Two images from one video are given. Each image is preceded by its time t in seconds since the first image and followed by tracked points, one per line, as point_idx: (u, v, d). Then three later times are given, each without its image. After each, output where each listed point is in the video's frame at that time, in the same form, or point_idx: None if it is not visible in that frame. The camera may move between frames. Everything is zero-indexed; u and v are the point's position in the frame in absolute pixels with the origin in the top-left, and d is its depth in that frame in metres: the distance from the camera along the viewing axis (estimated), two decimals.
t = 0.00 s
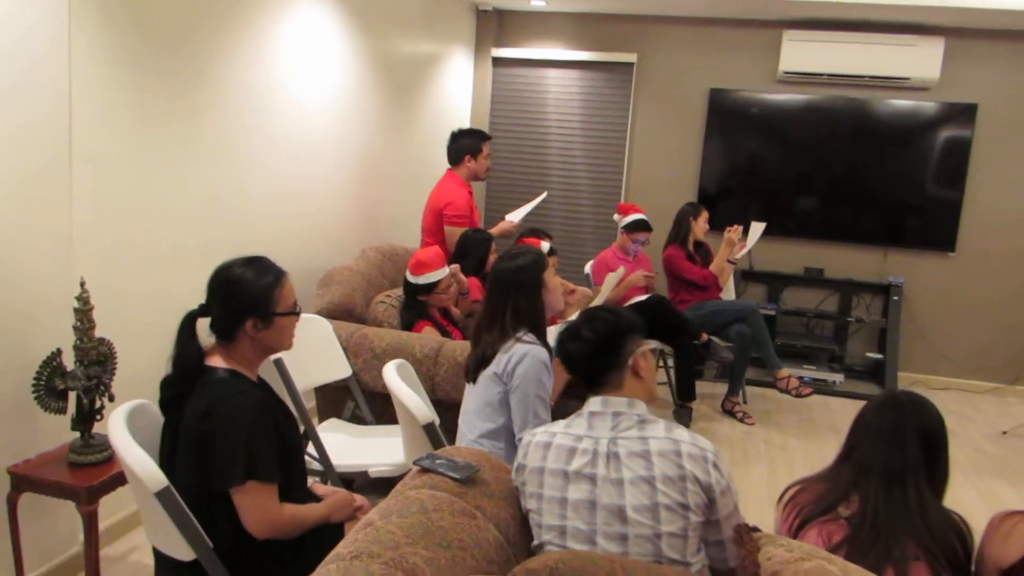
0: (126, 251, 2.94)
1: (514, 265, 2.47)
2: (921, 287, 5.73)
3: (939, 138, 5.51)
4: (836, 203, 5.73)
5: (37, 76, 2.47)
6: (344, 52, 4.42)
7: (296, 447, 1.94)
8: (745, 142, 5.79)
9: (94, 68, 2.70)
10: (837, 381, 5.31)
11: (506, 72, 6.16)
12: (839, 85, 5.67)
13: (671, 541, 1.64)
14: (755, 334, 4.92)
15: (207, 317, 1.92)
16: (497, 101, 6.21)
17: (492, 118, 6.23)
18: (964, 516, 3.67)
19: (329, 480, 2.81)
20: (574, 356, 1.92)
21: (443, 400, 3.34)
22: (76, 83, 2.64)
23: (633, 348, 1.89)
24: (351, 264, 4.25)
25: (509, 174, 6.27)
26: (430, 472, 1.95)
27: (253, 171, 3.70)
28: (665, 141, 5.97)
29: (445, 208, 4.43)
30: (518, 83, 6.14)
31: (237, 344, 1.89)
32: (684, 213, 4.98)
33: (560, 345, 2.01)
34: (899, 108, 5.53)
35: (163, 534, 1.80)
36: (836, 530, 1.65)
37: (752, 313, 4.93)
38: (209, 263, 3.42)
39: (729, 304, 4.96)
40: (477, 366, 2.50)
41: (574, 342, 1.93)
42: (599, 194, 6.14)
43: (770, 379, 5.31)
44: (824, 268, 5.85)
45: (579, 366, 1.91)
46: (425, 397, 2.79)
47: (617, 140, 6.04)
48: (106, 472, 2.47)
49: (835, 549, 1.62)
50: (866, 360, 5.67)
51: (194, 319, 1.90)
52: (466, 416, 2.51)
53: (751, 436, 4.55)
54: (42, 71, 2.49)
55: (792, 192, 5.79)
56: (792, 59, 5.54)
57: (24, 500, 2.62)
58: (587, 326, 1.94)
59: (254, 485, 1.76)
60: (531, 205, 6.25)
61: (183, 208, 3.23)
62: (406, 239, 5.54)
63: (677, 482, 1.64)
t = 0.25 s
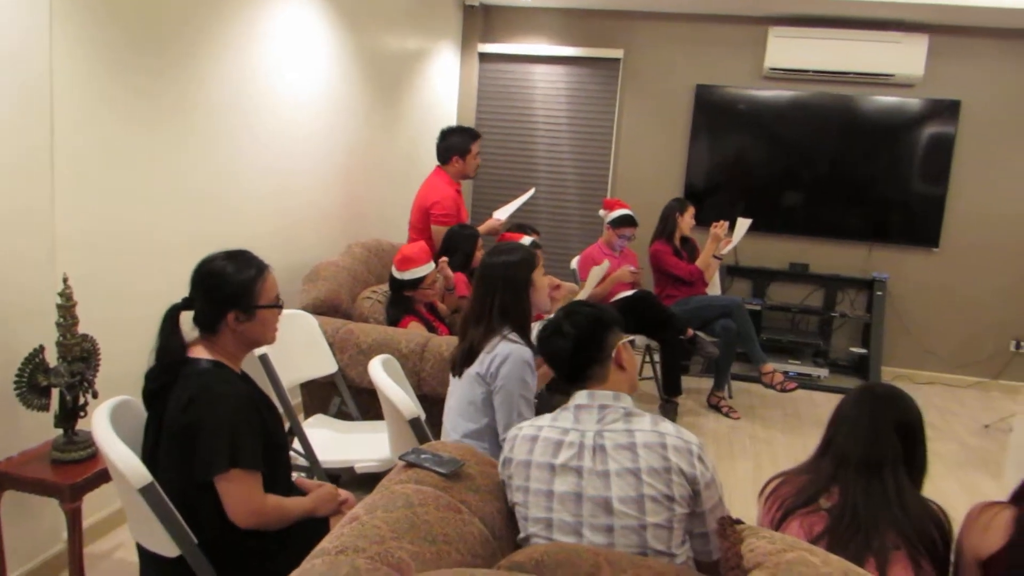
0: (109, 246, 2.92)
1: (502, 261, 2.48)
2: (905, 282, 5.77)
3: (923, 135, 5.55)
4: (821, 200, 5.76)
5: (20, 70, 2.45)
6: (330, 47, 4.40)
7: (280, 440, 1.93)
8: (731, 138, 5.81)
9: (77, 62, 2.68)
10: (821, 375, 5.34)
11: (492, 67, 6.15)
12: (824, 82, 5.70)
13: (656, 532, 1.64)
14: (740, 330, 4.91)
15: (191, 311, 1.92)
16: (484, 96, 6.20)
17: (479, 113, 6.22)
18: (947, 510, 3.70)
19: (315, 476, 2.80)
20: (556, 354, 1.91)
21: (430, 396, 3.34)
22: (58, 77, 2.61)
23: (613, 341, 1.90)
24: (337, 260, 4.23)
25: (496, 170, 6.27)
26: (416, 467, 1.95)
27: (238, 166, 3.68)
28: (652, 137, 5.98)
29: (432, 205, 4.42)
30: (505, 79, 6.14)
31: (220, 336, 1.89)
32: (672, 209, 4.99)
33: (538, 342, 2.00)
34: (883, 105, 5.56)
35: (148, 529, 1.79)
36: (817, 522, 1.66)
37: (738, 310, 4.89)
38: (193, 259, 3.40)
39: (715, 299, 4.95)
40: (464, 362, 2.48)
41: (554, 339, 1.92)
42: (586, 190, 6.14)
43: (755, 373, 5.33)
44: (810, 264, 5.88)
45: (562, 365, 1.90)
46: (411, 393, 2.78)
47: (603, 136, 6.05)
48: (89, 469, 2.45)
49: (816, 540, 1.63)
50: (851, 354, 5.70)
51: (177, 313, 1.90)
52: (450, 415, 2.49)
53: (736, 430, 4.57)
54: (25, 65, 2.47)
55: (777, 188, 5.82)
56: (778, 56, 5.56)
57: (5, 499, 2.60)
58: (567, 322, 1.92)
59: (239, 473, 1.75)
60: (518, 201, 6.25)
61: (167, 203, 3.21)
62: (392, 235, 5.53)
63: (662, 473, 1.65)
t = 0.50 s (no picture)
0: (74, 239, 2.87)
1: (473, 254, 2.49)
2: (873, 276, 5.85)
3: (891, 131, 5.62)
4: (791, 195, 5.82)
5: None
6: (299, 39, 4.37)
7: (251, 435, 1.91)
8: (703, 133, 5.84)
9: (39, 53, 2.63)
10: (790, 368, 5.40)
11: (465, 61, 6.13)
12: (793, 78, 5.75)
13: (627, 526, 1.66)
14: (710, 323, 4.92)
15: (161, 305, 1.89)
16: (457, 90, 6.18)
17: (452, 107, 6.20)
18: (911, 501, 3.76)
19: (285, 472, 2.78)
20: (536, 344, 1.90)
21: (401, 390, 3.32)
22: (20, 68, 2.57)
23: (593, 336, 1.90)
24: (307, 255, 4.20)
25: (468, 164, 6.25)
26: (387, 461, 1.94)
27: (206, 159, 3.64)
28: (624, 131, 6.00)
29: (403, 197, 4.39)
30: (478, 72, 6.12)
31: (189, 330, 1.86)
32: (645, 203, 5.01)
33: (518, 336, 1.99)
34: (852, 101, 5.62)
35: (114, 526, 1.76)
36: (781, 512, 1.68)
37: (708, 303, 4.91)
38: (160, 252, 3.35)
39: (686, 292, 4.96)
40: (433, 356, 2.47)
41: (534, 330, 1.91)
42: (558, 184, 6.15)
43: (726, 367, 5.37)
44: (779, 258, 5.93)
45: (541, 355, 1.89)
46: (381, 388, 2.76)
47: (576, 130, 6.06)
48: (54, 466, 2.41)
49: (781, 530, 1.65)
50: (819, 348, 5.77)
51: (147, 307, 1.87)
52: (419, 411, 2.48)
53: (707, 423, 4.60)
54: None
55: (748, 183, 5.87)
56: (748, 51, 5.60)
57: None
58: (549, 313, 1.92)
59: (213, 467, 1.74)
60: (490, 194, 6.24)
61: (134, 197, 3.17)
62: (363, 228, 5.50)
63: (635, 468, 1.67)
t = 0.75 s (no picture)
0: (20, 234, 2.80)
1: (429, 246, 2.49)
2: (827, 267, 5.95)
3: (843, 125, 5.72)
4: (746, 187, 5.89)
5: None
6: (253, 29, 4.30)
7: (205, 433, 1.89)
8: (660, 126, 5.89)
9: None
10: (746, 357, 5.48)
11: (424, 52, 6.09)
12: (749, 72, 5.82)
13: (590, 522, 1.66)
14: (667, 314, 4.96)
15: (112, 305, 1.85)
16: (416, 82, 6.14)
17: (411, 99, 6.16)
18: (862, 487, 3.84)
19: (241, 468, 2.75)
20: (513, 336, 1.90)
21: (359, 384, 3.31)
22: None
23: (571, 332, 1.91)
24: (263, 248, 4.15)
25: (426, 156, 6.22)
26: (342, 455, 1.93)
27: (158, 151, 3.57)
28: (582, 123, 6.02)
29: (360, 187, 4.35)
30: (437, 63, 6.09)
31: (143, 330, 1.83)
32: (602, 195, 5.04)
33: (495, 320, 1.99)
34: (805, 95, 5.71)
35: (63, 527, 1.73)
36: (730, 498, 1.70)
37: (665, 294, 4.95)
38: (110, 246, 3.28)
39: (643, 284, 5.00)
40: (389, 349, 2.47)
41: (513, 321, 1.91)
42: (517, 176, 6.16)
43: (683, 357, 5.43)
44: (735, 249, 6.01)
45: (517, 347, 1.90)
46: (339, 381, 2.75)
47: (535, 123, 6.06)
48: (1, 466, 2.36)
49: (730, 516, 1.68)
50: (774, 338, 5.85)
51: (97, 306, 1.83)
52: (375, 405, 2.47)
53: (665, 413, 4.65)
54: None
55: (704, 176, 5.93)
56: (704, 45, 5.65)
57: None
58: (529, 305, 1.91)
59: (163, 475, 1.71)
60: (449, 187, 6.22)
61: (84, 188, 3.10)
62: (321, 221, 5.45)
63: (600, 466, 1.67)
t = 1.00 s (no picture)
0: None
1: (370, 237, 2.44)
2: (765, 253, 6.06)
3: (781, 113, 5.82)
4: (687, 175, 5.96)
5: None
6: (185, 13, 4.18)
7: (136, 431, 1.85)
8: (602, 114, 5.91)
9: None
10: (688, 343, 5.57)
11: (364, 38, 6.00)
12: (688, 60, 5.87)
13: (543, 520, 1.68)
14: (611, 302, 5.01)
15: (36, 309, 1.77)
16: (356, 69, 6.05)
17: (351, 86, 6.08)
18: (799, 468, 3.93)
19: (178, 465, 2.69)
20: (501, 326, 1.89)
21: (299, 377, 3.26)
22: None
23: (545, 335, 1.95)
24: (199, 240, 4.05)
25: (368, 144, 6.15)
26: (280, 451, 1.90)
27: (86, 140, 3.45)
28: (524, 112, 6.01)
29: (297, 171, 4.26)
30: (377, 51, 6.01)
31: (72, 335, 1.75)
32: (545, 183, 5.03)
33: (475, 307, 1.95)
34: (743, 84, 5.79)
35: None
36: (666, 486, 1.73)
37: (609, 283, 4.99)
38: (36, 239, 3.17)
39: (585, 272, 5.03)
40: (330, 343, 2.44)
41: (502, 311, 1.89)
42: (460, 164, 6.13)
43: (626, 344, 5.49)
44: (677, 237, 6.08)
45: (503, 338, 1.88)
46: (278, 375, 2.71)
47: (477, 111, 6.03)
48: None
49: (666, 503, 1.70)
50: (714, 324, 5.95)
51: (19, 310, 1.74)
52: (315, 399, 2.44)
53: (609, 399, 4.70)
54: None
55: (646, 164, 5.98)
56: (645, 33, 5.68)
57: None
58: (519, 298, 1.90)
59: (94, 492, 1.66)
60: (391, 175, 6.16)
61: (8, 177, 2.99)
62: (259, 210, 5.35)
63: (557, 465, 1.70)
